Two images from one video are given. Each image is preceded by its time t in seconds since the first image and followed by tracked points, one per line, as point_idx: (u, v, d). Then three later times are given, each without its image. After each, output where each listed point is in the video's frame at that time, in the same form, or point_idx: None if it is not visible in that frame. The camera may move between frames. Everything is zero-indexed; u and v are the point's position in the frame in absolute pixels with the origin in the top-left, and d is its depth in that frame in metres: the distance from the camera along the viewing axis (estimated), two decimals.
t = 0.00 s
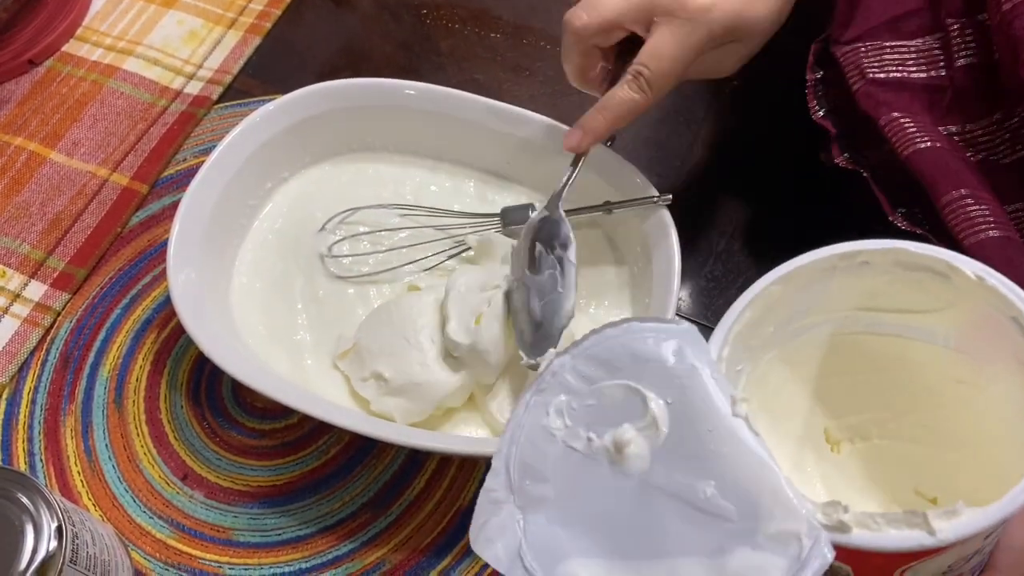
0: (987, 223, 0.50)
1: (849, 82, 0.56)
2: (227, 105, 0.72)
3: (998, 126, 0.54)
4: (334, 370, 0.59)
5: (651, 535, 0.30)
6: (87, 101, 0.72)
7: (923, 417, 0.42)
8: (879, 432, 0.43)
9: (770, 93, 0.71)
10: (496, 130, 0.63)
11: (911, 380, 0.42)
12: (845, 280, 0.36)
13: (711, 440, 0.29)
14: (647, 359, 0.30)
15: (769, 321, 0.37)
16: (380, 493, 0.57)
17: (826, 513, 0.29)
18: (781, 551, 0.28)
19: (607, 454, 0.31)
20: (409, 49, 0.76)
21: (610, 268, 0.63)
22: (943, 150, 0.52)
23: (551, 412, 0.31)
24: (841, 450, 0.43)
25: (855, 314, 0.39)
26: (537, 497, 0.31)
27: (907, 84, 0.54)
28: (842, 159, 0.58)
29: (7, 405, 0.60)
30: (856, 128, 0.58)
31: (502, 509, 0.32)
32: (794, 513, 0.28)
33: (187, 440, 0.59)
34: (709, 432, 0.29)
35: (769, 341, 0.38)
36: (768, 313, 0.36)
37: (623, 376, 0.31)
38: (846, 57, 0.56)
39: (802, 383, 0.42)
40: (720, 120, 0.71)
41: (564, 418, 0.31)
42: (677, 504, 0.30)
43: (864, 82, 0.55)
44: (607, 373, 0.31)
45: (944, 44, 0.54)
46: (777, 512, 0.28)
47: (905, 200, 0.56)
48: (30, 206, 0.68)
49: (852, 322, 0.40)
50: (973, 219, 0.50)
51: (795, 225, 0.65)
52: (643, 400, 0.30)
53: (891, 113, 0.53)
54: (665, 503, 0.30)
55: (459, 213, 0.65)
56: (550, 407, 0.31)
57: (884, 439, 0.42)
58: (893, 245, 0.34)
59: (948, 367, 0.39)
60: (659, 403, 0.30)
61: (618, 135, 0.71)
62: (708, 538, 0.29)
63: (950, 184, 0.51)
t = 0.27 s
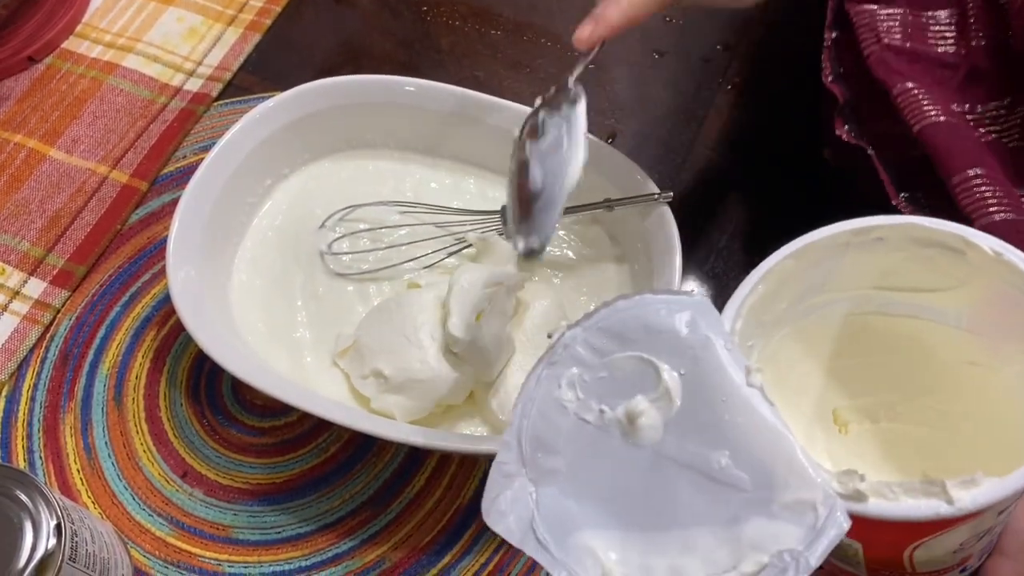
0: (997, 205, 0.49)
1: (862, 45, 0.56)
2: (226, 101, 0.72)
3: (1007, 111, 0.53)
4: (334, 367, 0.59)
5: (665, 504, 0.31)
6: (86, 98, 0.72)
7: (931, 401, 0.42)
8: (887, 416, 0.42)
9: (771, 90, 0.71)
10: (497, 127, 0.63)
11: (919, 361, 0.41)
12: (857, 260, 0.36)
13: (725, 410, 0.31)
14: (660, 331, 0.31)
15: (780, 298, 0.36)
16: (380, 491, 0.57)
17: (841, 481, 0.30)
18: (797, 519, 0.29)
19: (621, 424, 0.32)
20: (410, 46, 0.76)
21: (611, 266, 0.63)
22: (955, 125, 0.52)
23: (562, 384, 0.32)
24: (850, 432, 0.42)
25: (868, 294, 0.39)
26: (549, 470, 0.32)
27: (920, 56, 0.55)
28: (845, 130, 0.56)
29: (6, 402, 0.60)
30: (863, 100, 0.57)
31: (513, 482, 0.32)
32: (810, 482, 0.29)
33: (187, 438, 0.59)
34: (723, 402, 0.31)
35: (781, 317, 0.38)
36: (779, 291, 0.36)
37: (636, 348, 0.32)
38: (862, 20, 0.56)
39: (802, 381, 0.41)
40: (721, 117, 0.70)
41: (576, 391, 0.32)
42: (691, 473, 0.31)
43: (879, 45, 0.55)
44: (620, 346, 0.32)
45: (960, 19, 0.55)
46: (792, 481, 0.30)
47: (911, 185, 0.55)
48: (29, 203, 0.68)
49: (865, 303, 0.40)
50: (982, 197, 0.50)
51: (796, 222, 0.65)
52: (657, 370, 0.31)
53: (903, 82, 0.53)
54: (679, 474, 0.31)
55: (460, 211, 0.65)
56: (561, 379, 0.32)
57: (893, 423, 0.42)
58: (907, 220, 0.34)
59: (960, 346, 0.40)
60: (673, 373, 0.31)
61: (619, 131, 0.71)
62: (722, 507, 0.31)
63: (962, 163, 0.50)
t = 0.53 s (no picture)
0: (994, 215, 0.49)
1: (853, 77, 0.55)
2: (226, 100, 0.72)
3: (1003, 119, 0.53)
4: (332, 365, 0.59)
5: (665, 482, 0.31)
6: (86, 97, 0.72)
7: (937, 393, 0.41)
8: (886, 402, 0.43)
9: (771, 89, 0.71)
10: (497, 126, 0.63)
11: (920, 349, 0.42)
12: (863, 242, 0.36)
13: (729, 389, 0.30)
14: (663, 309, 0.31)
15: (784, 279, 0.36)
16: (380, 490, 0.57)
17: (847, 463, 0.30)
18: (801, 502, 0.29)
19: (622, 404, 0.31)
20: (410, 45, 0.76)
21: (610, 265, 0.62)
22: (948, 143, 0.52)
23: (564, 363, 0.32)
24: (847, 416, 0.43)
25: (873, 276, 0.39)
26: (550, 449, 0.32)
27: (910, 78, 0.54)
28: (850, 157, 0.57)
29: (7, 401, 0.60)
30: (863, 126, 0.58)
31: (514, 460, 0.32)
32: (814, 464, 0.29)
33: (187, 437, 0.59)
34: (727, 380, 0.30)
35: (783, 299, 0.38)
36: (784, 273, 0.36)
37: (638, 326, 0.31)
38: (851, 49, 0.55)
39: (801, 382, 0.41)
40: (721, 116, 0.70)
41: (578, 369, 0.32)
42: (692, 453, 0.30)
43: (868, 75, 0.54)
44: (622, 325, 0.32)
45: (948, 34, 0.54)
46: (797, 462, 0.29)
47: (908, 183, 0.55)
48: (29, 202, 0.68)
49: (867, 288, 0.40)
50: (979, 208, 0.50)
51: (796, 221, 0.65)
52: (659, 348, 0.31)
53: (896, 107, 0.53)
54: (681, 453, 0.30)
55: (460, 209, 0.65)
56: (563, 358, 0.32)
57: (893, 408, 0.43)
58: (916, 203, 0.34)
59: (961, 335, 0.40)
60: (675, 351, 0.31)
61: (619, 131, 0.71)
62: (724, 489, 0.30)
63: (954, 176, 0.51)
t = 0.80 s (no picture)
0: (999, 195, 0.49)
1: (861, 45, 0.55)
2: (226, 98, 0.72)
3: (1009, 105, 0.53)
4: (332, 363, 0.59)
5: (673, 458, 0.32)
6: (87, 95, 0.72)
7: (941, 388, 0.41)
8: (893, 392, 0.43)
9: (773, 87, 0.70)
10: (498, 124, 0.63)
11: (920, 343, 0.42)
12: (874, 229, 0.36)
13: (738, 364, 0.31)
14: (675, 286, 0.32)
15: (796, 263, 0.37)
16: (381, 489, 0.57)
17: (856, 439, 0.30)
18: (809, 476, 0.30)
19: (630, 378, 0.32)
20: (411, 43, 0.76)
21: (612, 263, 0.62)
22: (956, 123, 0.52)
23: (574, 337, 0.33)
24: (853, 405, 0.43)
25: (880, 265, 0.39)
26: (557, 421, 0.33)
27: (919, 54, 0.54)
28: (846, 131, 0.56)
29: (8, 399, 0.60)
30: (867, 98, 0.57)
31: (521, 431, 0.34)
32: (823, 438, 0.30)
33: (188, 435, 0.59)
34: (736, 356, 0.31)
35: (793, 282, 0.38)
36: (795, 255, 0.36)
37: (650, 301, 0.32)
38: (861, 17, 0.55)
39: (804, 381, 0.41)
40: (723, 114, 0.70)
41: (587, 343, 0.33)
42: (701, 427, 0.32)
43: (877, 46, 0.54)
44: (634, 300, 0.32)
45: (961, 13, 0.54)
46: (804, 436, 0.30)
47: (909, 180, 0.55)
48: (30, 200, 0.67)
49: (875, 275, 0.40)
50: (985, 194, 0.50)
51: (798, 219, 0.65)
52: (669, 324, 0.31)
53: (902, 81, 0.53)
54: (690, 428, 0.32)
55: (461, 208, 0.65)
56: (573, 332, 0.33)
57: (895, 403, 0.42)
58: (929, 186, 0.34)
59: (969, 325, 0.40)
60: (686, 326, 0.31)
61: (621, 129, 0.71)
62: (733, 463, 0.31)
63: (963, 160, 0.50)
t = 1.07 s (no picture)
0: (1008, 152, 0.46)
1: None
2: (228, 95, 0.72)
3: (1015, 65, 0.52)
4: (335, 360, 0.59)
5: (570, 387, 0.34)
6: (88, 92, 0.72)
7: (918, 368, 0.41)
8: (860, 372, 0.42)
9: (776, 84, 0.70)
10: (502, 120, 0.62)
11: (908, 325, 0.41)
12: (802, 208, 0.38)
13: (647, 320, 0.34)
14: (609, 251, 0.36)
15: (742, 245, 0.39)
16: (384, 486, 0.57)
17: (732, 386, 0.33)
18: (682, 412, 0.32)
19: (550, 323, 0.35)
20: (413, 39, 0.76)
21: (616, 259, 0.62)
22: (962, 55, 0.49)
23: (508, 281, 0.37)
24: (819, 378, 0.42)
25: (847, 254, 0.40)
26: (475, 350, 0.35)
27: None
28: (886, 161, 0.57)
29: (10, 396, 0.60)
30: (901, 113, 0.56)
31: (440, 349, 0.36)
32: (699, 385, 0.33)
33: (191, 433, 0.59)
34: (645, 314, 0.34)
35: (742, 260, 0.40)
36: (752, 325, 0.42)
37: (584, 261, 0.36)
38: None
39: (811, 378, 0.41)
40: (726, 110, 0.70)
41: (519, 288, 0.37)
42: (602, 366, 0.34)
43: None
44: (570, 258, 0.36)
45: None
46: (676, 375, 0.33)
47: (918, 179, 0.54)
48: (32, 197, 0.67)
49: (802, 258, 0.42)
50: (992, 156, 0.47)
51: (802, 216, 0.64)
52: (593, 281, 0.35)
53: None
54: (592, 367, 0.34)
55: (464, 205, 0.65)
56: (508, 275, 0.37)
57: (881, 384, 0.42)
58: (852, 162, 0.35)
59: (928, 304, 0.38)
60: (608, 286, 0.35)
61: (624, 126, 0.71)
62: (619, 394, 0.33)
63: (977, 109, 0.48)
